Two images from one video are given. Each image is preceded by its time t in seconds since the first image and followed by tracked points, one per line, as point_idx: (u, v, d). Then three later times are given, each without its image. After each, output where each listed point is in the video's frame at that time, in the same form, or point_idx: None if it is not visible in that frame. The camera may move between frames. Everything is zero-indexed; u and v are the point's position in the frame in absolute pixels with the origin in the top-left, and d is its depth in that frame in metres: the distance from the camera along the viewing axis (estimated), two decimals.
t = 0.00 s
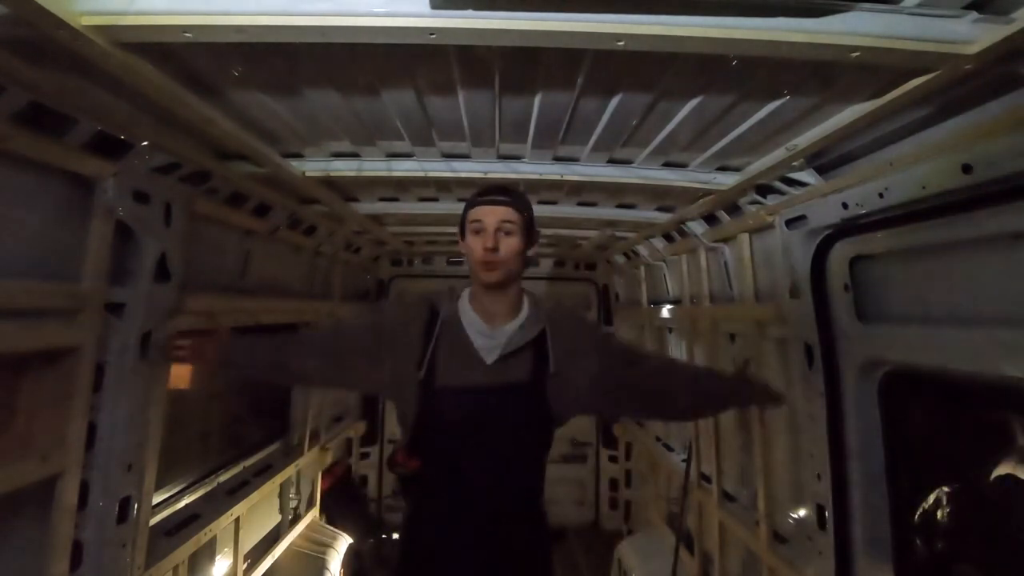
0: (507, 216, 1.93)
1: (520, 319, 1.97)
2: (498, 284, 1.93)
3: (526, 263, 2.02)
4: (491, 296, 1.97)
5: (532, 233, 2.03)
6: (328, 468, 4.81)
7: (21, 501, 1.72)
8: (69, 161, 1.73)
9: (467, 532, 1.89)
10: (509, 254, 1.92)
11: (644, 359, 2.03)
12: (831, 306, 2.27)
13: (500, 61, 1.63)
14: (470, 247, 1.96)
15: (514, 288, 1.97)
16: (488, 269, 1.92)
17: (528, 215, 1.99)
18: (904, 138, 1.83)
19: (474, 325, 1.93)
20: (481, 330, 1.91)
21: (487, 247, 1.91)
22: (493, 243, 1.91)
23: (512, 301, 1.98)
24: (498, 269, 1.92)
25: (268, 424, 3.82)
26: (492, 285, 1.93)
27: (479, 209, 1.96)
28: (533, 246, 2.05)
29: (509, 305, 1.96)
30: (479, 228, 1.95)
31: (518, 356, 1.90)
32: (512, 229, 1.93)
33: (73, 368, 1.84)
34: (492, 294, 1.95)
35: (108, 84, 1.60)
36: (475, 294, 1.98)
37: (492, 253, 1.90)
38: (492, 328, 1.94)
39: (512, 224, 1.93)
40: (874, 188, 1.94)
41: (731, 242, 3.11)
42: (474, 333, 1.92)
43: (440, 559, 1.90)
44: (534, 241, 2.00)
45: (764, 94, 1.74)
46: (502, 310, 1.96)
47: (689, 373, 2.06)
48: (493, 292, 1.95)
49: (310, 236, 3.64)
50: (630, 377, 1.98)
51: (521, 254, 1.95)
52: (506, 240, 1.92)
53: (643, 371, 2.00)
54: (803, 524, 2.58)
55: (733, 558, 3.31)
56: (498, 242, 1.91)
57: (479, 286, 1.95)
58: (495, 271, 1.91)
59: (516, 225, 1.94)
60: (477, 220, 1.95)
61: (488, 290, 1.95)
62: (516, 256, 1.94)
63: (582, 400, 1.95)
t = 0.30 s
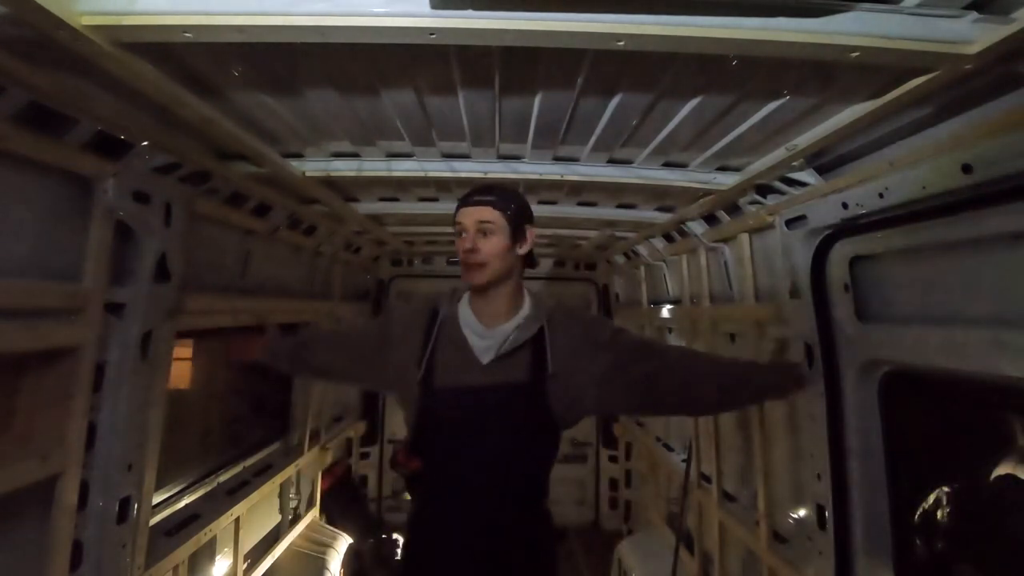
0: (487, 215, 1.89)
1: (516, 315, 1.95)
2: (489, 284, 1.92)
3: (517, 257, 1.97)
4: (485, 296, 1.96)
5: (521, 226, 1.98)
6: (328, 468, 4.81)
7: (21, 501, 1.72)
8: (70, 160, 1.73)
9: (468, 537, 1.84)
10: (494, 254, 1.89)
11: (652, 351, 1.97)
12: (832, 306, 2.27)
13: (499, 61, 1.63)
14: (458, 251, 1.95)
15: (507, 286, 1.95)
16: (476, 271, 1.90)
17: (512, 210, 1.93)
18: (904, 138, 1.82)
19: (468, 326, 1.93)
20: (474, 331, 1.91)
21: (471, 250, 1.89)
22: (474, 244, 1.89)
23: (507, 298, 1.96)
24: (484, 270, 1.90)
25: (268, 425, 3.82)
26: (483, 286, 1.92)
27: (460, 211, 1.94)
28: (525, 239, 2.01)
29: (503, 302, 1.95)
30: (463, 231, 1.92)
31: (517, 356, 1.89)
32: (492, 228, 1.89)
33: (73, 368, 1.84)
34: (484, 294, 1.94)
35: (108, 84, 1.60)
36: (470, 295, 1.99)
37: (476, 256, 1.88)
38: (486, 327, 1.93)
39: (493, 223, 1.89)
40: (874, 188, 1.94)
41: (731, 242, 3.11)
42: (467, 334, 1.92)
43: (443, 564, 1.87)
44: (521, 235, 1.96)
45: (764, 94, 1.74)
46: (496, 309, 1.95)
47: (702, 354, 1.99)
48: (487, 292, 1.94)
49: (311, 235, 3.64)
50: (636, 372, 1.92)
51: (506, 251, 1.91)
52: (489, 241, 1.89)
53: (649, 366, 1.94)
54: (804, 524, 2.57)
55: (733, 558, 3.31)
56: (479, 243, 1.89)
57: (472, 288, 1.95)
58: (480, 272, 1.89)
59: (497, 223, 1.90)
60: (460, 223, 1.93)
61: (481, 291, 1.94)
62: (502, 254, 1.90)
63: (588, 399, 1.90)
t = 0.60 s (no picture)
0: (488, 216, 1.89)
1: (518, 315, 1.95)
2: (490, 285, 1.92)
3: (519, 257, 1.97)
4: (487, 296, 1.96)
5: (522, 226, 1.98)
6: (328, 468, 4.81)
7: (20, 501, 1.72)
8: (70, 160, 1.73)
9: (470, 538, 1.85)
10: (496, 254, 1.89)
11: (654, 351, 1.95)
12: (832, 306, 2.27)
13: (499, 61, 1.63)
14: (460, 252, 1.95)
15: (509, 286, 1.94)
16: (477, 272, 1.90)
17: (513, 210, 1.93)
18: (904, 138, 1.83)
19: (470, 326, 1.94)
20: (476, 331, 1.92)
21: (472, 251, 1.89)
22: (475, 245, 1.89)
23: (509, 299, 1.96)
24: (486, 271, 1.90)
25: (268, 425, 3.82)
26: (485, 286, 1.92)
27: (461, 212, 1.94)
28: (526, 239, 2.01)
29: (505, 302, 1.95)
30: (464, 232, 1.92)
31: (518, 356, 1.89)
32: (494, 229, 1.89)
33: (72, 368, 1.84)
34: (486, 294, 1.94)
35: (108, 84, 1.60)
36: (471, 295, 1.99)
37: (477, 257, 1.88)
38: (488, 328, 1.94)
39: (494, 223, 1.89)
40: (874, 188, 1.94)
41: (731, 242, 3.11)
42: (470, 334, 1.92)
43: (444, 564, 1.88)
44: (522, 234, 1.95)
45: (764, 94, 1.74)
46: (498, 309, 1.95)
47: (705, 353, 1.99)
48: (489, 292, 1.94)
49: (311, 235, 3.64)
50: (637, 372, 1.91)
51: (508, 251, 1.91)
52: (490, 241, 1.89)
53: (651, 366, 1.93)
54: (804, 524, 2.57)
55: (733, 558, 3.31)
56: (480, 243, 1.89)
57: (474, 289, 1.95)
58: (482, 273, 1.89)
59: (499, 224, 1.90)
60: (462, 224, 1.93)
61: (483, 291, 1.94)
62: (504, 254, 1.90)
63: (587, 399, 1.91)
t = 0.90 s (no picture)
0: (491, 217, 1.88)
1: (520, 316, 1.95)
2: (492, 285, 1.91)
3: (520, 258, 1.97)
4: (488, 297, 1.95)
5: (524, 227, 1.97)
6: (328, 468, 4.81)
7: (20, 501, 1.72)
8: (70, 160, 1.73)
9: (470, 538, 1.85)
10: (498, 255, 1.88)
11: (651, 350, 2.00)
12: (831, 306, 2.27)
13: (499, 61, 1.63)
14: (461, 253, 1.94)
15: (511, 286, 1.94)
16: (480, 273, 1.89)
17: (515, 211, 1.93)
18: (904, 138, 1.83)
19: (473, 327, 1.94)
20: (479, 331, 1.92)
21: (475, 251, 1.88)
22: (478, 246, 1.88)
23: (511, 299, 1.95)
24: (488, 272, 1.89)
25: (268, 425, 3.82)
26: (487, 287, 1.91)
27: (463, 212, 1.93)
28: (527, 240, 2.00)
29: (508, 303, 1.94)
30: (466, 233, 1.91)
31: (518, 356, 1.90)
32: (497, 229, 1.88)
33: (73, 368, 1.84)
34: (489, 294, 1.94)
35: (109, 84, 1.60)
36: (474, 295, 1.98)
37: (480, 258, 1.87)
38: (491, 328, 1.93)
39: (496, 224, 1.88)
40: (874, 188, 1.95)
41: (731, 243, 3.11)
42: (472, 335, 1.92)
43: (445, 564, 1.88)
44: (523, 235, 1.95)
45: (764, 94, 1.74)
46: (501, 309, 1.94)
47: (700, 355, 2.02)
48: (490, 293, 1.93)
49: (311, 235, 3.64)
50: (636, 366, 1.96)
51: (510, 252, 1.91)
52: (492, 242, 1.88)
53: (648, 359, 1.98)
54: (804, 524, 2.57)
55: (733, 558, 3.31)
56: (483, 244, 1.88)
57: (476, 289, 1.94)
58: (485, 274, 1.89)
59: (501, 224, 1.89)
60: (463, 224, 1.92)
61: (484, 292, 1.93)
62: (506, 254, 1.90)
63: (587, 397, 1.93)
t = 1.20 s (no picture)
0: (490, 216, 1.88)
1: (520, 315, 1.95)
2: (492, 285, 1.91)
3: (519, 258, 1.97)
4: (488, 297, 1.95)
5: (523, 226, 1.97)
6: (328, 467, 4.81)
7: (20, 501, 1.72)
8: (69, 160, 1.73)
9: (470, 538, 1.85)
10: (498, 254, 1.88)
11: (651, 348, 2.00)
12: (832, 306, 2.27)
13: (499, 61, 1.63)
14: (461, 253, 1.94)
15: (511, 286, 1.94)
16: (480, 273, 1.89)
17: (515, 211, 1.93)
18: (904, 138, 1.83)
19: (474, 326, 1.94)
20: (480, 331, 1.92)
21: (475, 251, 1.88)
22: (478, 246, 1.88)
23: (510, 299, 1.96)
24: (489, 271, 1.89)
25: (268, 425, 3.82)
26: (487, 286, 1.91)
27: (463, 212, 1.93)
28: (527, 239, 2.00)
29: (508, 302, 1.95)
30: (466, 233, 1.91)
31: (518, 356, 1.89)
32: (497, 229, 1.88)
33: (72, 368, 1.84)
34: (489, 294, 1.94)
35: (109, 84, 1.60)
36: (474, 295, 1.98)
37: (480, 257, 1.87)
38: (492, 327, 1.94)
39: (496, 224, 1.88)
40: (874, 188, 1.94)
41: (731, 242, 3.11)
42: (473, 334, 1.93)
43: (445, 564, 1.88)
44: (522, 234, 1.95)
45: (764, 94, 1.74)
46: (501, 309, 1.95)
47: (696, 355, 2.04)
48: (490, 292, 1.93)
49: (311, 235, 3.64)
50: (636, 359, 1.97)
51: (510, 252, 1.91)
52: (492, 241, 1.88)
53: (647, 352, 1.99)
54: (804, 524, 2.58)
55: (733, 558, 3.31)
56: (483, 244, 1.88)
57: (476, 289, 1.94)
58: (485, 273, 1.89)
59: (501, 224, 1.89)
60: (463, 224, 1.92)
61: (484, 291, 1.93)
62: (506, 254, 1.90)
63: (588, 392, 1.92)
